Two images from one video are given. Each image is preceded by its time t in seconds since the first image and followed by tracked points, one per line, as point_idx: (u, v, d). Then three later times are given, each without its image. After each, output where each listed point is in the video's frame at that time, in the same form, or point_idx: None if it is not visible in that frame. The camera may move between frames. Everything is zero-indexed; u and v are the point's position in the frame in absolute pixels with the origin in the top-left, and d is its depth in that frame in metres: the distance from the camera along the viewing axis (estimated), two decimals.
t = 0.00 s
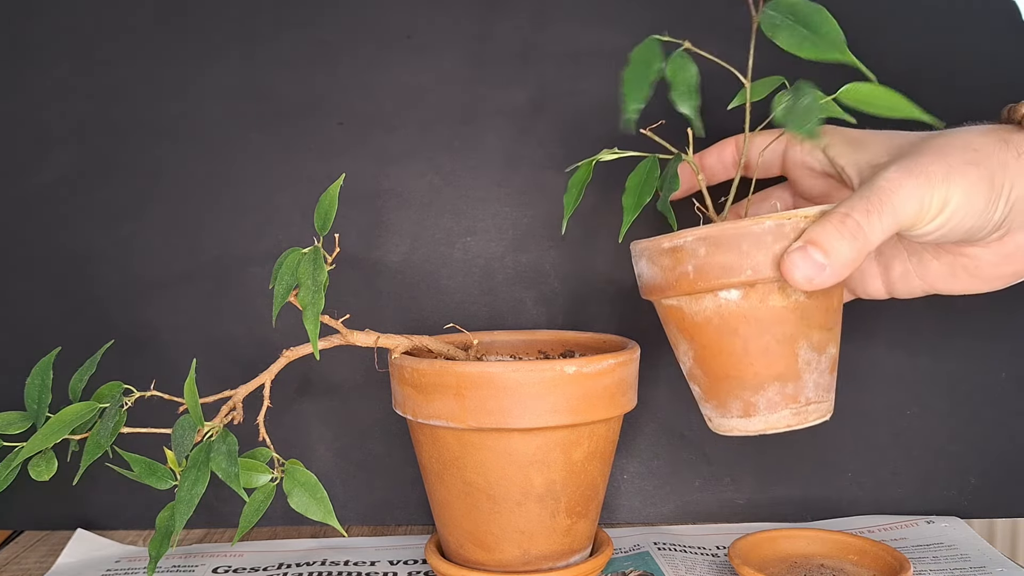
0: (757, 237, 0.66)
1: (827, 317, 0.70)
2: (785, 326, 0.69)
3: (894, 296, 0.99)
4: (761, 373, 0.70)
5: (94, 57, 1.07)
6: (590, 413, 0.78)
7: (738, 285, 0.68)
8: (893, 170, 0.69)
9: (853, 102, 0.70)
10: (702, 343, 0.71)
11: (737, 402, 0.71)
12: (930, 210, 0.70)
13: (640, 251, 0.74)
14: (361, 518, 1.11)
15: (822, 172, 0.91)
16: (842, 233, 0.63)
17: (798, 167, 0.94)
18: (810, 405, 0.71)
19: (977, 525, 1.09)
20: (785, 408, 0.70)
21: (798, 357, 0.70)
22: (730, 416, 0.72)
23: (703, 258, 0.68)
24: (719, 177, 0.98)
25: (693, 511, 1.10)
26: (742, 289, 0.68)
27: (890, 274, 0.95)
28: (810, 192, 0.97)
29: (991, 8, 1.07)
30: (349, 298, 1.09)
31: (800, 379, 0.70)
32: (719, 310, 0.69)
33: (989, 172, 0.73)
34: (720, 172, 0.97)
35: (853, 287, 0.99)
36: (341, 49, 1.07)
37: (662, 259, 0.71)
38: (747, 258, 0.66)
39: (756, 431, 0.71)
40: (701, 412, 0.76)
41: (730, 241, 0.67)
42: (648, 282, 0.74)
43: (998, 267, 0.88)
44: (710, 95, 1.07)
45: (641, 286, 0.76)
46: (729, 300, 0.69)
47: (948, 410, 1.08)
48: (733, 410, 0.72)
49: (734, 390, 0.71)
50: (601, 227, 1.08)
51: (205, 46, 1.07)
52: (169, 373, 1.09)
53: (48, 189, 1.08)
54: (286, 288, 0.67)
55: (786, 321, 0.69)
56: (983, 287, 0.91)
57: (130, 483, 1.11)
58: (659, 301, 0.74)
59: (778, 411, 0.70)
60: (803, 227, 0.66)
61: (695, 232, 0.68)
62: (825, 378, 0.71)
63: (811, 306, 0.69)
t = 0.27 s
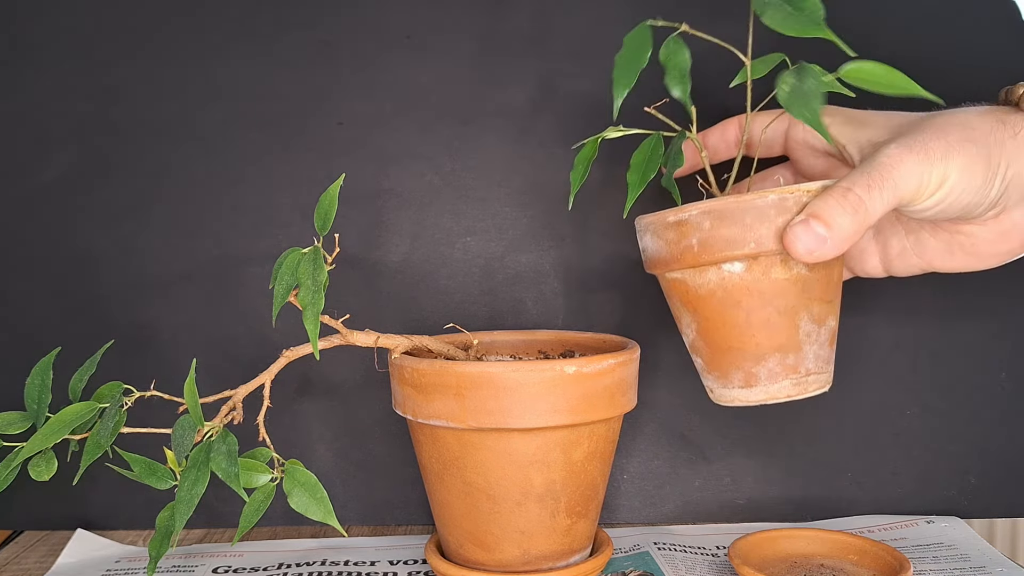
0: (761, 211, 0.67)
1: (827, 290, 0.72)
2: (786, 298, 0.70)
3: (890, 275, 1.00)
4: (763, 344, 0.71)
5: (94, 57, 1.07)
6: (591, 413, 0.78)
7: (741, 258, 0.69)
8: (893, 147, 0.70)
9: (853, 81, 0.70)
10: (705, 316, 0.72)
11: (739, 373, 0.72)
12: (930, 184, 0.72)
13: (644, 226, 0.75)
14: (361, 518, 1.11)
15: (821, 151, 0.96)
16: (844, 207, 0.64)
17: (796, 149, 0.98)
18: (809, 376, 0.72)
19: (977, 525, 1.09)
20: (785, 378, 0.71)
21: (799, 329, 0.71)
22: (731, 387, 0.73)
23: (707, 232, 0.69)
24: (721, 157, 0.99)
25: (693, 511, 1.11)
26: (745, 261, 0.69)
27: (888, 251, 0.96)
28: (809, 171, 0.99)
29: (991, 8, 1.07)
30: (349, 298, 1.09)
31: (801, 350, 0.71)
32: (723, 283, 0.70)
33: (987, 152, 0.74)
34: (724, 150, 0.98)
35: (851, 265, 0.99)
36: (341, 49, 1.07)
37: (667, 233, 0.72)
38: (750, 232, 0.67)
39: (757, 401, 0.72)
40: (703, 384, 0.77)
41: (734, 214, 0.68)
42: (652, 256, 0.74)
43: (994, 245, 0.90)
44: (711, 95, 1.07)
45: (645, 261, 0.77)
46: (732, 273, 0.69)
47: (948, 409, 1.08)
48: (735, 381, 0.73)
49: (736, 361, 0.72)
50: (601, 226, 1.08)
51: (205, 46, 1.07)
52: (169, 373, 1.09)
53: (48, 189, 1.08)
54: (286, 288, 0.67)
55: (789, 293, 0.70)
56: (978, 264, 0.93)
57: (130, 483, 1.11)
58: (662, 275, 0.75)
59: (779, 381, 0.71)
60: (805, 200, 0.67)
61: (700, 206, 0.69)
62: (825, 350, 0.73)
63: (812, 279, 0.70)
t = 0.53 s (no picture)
0: (770, 174, 0.68)
1: (831, 255, 0.73)
2: (792, 262, 0.71)
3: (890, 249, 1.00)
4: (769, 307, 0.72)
5: (94, 56, 1.07)
6: (591, 413, 0.78)
7: (749, 221, 0.70)
8: (898, 114, 0.72)
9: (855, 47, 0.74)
10: (712, 279, 0.73)
11: (744, 336, 0.74)
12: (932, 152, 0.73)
13: (651, 191, 0.76)
14: (361, 518, 1.11)
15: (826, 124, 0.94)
16: (851, 170, 0.66)
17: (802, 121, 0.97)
18: (813, 339, 0.73)
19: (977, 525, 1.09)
20: (789, 341, 0.73)
21: (804, 292, 0.72)
22: (736, 350, 0.75)
23: (716, 195, 0.70)
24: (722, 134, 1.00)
25: (693, 511, 1.11)
26: (753, 224, 0.70)
27: (887, 225, 0.96)
28: (814, 145, 0.99)
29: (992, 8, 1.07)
30: (349, 298, 1.09)
31: (805, 313, 0.72)
32: (730, 246, 0.71)
33: (989, 121, 0.75)
34: (727, 126, 0.99)
35: (851, 239, 0.99)
36: (341, 49, 1.07)
37: (675, 196, 0.72)
38: (759, 194, 0.68)
39: (761, 364, 0.73)
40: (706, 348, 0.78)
41: (743, 175, 0.68)
42: (660, 220, 0.75)
43: (994, 216, 0.89)
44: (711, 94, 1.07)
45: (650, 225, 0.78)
46: (740, 236, 0.70)
47: (948, 409, 1.09)
48: (740, 344, 0.74)
49: (741, 323, 0.73)
50: (601, 226, 1.08)
51: (205, 46, 1.07)
52: (169, 373, 1.09)
53: (48, 189, 1.08)
54: (286, 288, 0.67)
55: (795, 256, 0.71)
56: (977, 236, 0.93)
57: (130, 483, 1.11)
58: (669, 240, 0.76)
59: (783, 343, 0.73)
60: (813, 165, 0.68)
61: (710, 168, 0.69)
62: (829, 314, 0.74)
63: (817, 242, 0.71)
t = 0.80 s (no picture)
0: (774, 154, 0.68)
1: (832, 239, 0.73)
2: (795, 243, 0.71)
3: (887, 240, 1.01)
4: (773, 291, 0.71)
5: (93, 56, 1.07)
6: (591, 413, 0.78)
7: (755, 202, 0.69)
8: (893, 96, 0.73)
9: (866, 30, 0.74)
10: (716, 265, 0.73)
11: (748, 320, 0.73)
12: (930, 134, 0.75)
13: (653, 179, 0.75)
14: (362, 518, 1.11)
15: (822, 116, 0.97)
16: (854, 148, 0.66)
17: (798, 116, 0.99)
18: (817, 324, 0.72)
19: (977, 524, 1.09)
20: (792, 325, 0.72)
21: (808, 276, 0.72)
22: (740, 335, 0.74)
23: (722, 175, 0.69)
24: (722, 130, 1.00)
25: (693, 512, 1.11)
26: (759, 206, 0.70)
27: (885, 215, 0.98)
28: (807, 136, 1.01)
29: (992, 8, 1.07)
30: (349, 298, 1.09)
31: (809, 297, 0.72)
32: (735, 229, 0.71)
33: (983, 100, 0.78)
34: (722, 123, 0.99)
35: (850, 234, 1.00)
36: (340, 49, 1.07)
37: (680, 179, 0.72)
38: (763, 174, 0.68)
39: (767, 349, 0.73)
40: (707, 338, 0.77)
41: (749, 155, 0.68)
42: (662, 207, 0.75)
43: (988, 197, 0.92)
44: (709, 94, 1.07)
45: (652, 214, 0.77)
46: (746, 218, 0.70)
47: (948, 409, 1.09)
48: (744, 329, 0.73)
49: (745, 307, 0.72)
50: (601, 225, 1.08)
51: (205, 46, 1.07)
52: (169, 373, 1.09)
53: (48, 189, 1.08)
54: (285, 287, 0.67)
55: (798, 238, 0.71)
56: (970, 221, 0.95)
57: (130, 483, 1.11)
58: (672, 227, 0.75)
59: (788, 327, 0.72)
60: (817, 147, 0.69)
61: (716, 149, 0.69)
62: (831, 300, 0.73)
63: (820, 226, 0.71)
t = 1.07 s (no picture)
0: (649, 78, 0.63)
1: (704, 167, 0.67)
2: (664, 170, 0.65)
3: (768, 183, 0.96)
4: (629, 219, 0.66)
5: (93, 56, 1.07)
6: (591, 413, 0.78)
7: (627, 126, 0.63)
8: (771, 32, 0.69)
9: None
10: (592, 193, 0.66)
11: (617, 249, 0.66)
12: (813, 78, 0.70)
13: (536, 104, 0.67)
14: (362, 518, 1.11)
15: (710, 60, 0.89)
16: (727, 78, 0.63)
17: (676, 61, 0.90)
18: (684, 252, 0.66)
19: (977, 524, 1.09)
20: (662, 253, 0.66)
21: (675, 204, 0.66)
22: (606, 265, 0.67)
23: (600, 100, 0.63)
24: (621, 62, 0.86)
25: (693, 512, 1.10)
26: (627, 131, 0.64)
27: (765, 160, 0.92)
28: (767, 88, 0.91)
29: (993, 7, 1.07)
30: (349, 298, 1.09)
31: (676, 226, 0.66)
32: (606, 155, 0.64)
33: (854, 41, 0.71)
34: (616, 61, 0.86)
35: (725, 177, 0.94)
36: (340, 50, 1.07)
37: (555, 105, 0.65)
38: (637, 98, 0.63)
39: (630, 278, 0.66)
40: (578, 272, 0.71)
41: (622, 79, 0.63)
42: (541, 134, 0.67)
43: (862, 141, 0.80)
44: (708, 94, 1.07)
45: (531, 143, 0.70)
46: (613, 143, 0.64)
47: (948, 409, 1.08)
48: (611, 259, 0.67)
49: (618, 235, 0.66)
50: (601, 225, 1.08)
51: (205, 46, 1.07)
52: (169, 373, 1.09)
53: (48, 190, 1.08)
54: (285, 287, 0.67)
55: (670, 167, 0.65)
56: (848, 163, 0.84)
57: (130, 483, 1.11)
58: (546, 156, 0.68)
59: (654, 256, 0.66)
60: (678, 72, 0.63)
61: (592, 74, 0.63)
62: (701, 230, 0.68)
63: (695, 151, 0.66)
